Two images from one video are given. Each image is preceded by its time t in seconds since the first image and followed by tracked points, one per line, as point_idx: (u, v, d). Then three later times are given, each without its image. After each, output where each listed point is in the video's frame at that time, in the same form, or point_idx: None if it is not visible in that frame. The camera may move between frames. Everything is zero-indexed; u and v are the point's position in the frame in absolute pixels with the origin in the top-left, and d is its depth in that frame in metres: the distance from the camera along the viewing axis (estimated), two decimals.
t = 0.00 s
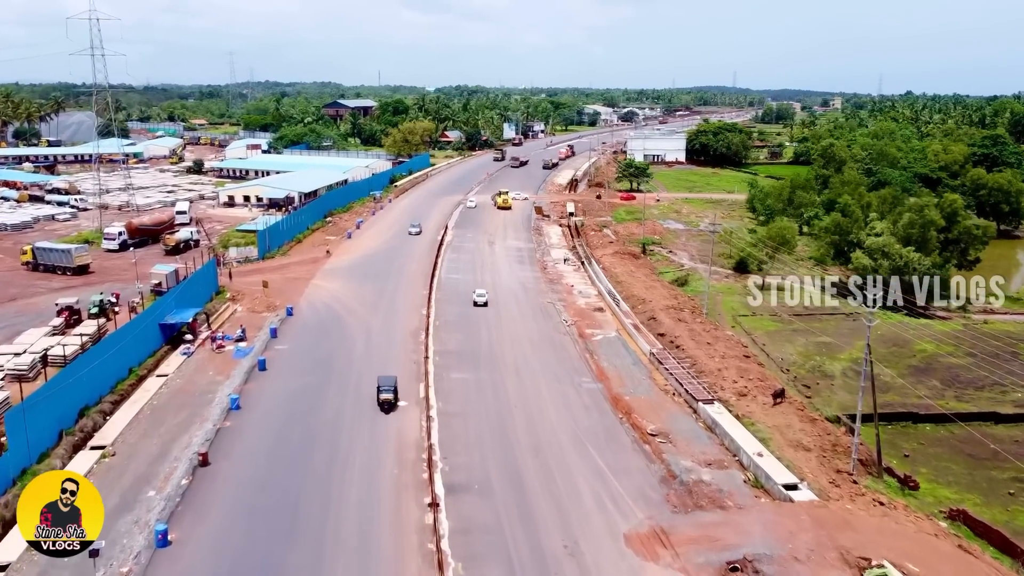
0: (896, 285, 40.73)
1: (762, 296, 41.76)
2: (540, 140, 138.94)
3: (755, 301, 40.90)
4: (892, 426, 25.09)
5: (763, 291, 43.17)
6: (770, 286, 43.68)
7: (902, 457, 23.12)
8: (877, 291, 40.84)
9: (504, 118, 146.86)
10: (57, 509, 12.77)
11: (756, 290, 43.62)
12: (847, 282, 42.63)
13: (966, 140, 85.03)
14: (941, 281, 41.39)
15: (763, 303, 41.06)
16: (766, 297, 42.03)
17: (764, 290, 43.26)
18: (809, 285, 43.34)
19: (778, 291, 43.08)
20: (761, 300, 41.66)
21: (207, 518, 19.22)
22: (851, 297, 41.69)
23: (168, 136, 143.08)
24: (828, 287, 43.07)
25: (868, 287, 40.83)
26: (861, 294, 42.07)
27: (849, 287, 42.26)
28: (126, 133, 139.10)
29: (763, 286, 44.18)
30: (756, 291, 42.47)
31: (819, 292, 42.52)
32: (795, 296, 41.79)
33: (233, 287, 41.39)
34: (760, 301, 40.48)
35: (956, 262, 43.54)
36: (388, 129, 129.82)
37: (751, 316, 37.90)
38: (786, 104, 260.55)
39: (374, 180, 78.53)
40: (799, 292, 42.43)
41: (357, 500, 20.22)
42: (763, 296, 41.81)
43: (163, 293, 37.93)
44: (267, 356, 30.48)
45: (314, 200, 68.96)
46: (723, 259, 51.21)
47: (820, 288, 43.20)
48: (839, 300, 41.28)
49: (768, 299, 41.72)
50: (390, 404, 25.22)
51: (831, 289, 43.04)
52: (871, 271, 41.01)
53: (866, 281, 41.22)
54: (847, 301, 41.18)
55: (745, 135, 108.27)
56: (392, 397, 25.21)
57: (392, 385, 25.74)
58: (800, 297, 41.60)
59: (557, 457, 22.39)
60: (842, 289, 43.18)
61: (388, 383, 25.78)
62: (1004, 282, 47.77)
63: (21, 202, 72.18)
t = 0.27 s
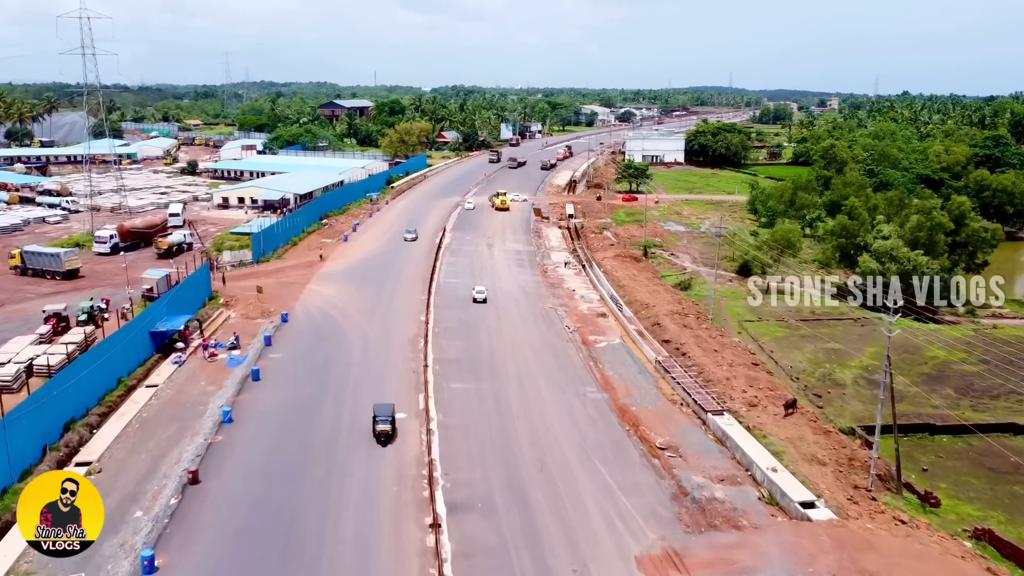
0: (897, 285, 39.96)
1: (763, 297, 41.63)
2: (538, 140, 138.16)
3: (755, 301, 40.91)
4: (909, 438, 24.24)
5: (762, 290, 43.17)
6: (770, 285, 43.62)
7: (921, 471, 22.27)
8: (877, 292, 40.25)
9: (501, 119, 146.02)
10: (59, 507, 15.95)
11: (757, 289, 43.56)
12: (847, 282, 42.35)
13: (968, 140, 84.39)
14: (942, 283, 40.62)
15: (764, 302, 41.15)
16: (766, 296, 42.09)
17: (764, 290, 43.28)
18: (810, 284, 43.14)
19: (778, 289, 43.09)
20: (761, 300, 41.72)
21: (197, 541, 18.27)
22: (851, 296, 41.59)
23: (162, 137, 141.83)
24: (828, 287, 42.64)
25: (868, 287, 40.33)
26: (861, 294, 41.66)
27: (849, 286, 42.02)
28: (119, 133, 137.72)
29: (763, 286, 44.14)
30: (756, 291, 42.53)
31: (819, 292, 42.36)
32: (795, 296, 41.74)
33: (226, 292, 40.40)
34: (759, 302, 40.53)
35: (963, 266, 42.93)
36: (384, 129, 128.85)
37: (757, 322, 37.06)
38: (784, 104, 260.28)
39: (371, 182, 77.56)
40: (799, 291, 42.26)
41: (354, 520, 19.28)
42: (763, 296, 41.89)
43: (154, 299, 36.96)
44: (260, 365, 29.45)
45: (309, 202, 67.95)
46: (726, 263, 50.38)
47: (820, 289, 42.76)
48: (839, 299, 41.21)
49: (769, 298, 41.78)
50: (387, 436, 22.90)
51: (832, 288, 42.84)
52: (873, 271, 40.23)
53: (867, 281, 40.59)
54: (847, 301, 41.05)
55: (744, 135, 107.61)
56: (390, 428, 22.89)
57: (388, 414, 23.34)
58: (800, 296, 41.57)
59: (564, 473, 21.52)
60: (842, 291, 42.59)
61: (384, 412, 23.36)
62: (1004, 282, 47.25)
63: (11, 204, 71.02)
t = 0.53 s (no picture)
0: (897, 284, 39.43)
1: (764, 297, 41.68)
2: (535, 141, 137.28)
3: (755, 301, 41.07)
4: (927, 451, 23.42)
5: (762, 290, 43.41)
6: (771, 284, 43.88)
7: (941, 487, 21.45)
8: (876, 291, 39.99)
9: (498, 119, 145.10)
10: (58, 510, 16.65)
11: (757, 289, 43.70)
12: (848, 282, 42.40)
13: (969, 140, 83.74)
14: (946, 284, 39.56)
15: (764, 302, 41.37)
16: (767, 295, 42.30)
17: (765, 290, 43.42)
18: (811, 283, 43.16)
19: (779, 289, 43.35)
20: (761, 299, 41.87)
21: (186, 567, 17.33)
22: (852, 295, 41.72)
23: (156, 138, 140.53)
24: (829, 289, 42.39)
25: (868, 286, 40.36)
26: (861, 294, 41.54)
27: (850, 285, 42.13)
28: (112, 134, 136.30)
29: (763, 286, 44.14)
30: (757, 291, 42.69)
31: (820, 291, 42.47)
32: (795, 296, 41.90)
33: (219, 298, 39.39)
34: (758, 301, 40.76)
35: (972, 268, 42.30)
36: (381, 130, 127.79)
37: (763, 327, 36.23)
38: (781, 105, 259.89)
39: (367, 183, 76.58)
40: (799, 292, 42.35)
41: (352, 543, 18.31)
42: (763, 296, 42.04)
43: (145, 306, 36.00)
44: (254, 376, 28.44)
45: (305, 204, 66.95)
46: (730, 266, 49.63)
47: (821, 290, 42.58)
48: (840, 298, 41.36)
49: (770, 297, 41.99)
50: (385, 475, 20.75)
51: (832, 287, 42.84)
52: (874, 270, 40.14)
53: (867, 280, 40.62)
54: (848, 301, 41.07)
55: (743, 136, 106.90)
56: (387, 467, 20.70)
57: (386, 448, 21.14)
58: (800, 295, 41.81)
59: (570, 490, 20.64)
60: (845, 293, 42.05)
61: (381, 448, 21.14)
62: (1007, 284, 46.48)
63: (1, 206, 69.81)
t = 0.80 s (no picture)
0: (895, 284, 39.09)
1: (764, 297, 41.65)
2: (533, 141, 136.47)
3: (755, 300, 41.04)
4: (947, 466, 22.59)
5: (762, 288, 43.29)
6: (772, 281, 43.73)
7: (963, 504, 20.62)
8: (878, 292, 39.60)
9: (495, 120, 144.26)
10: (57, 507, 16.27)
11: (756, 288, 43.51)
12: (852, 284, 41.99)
13: (970, 141, 83.15)
14: (947, 283, 38.91)
15: (764, 302, 41.37)
16: (767, 295, 42.25)
17: (765, 289, 43.20)
18: (812, 284, 43.10)
19: (779, 288, 43.22)
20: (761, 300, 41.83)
21: None
22: (852, 295, 41.69)
23: (150, 138, 139.31)
24: (829, 291, 42.21)
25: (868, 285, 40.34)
26: (861, 294, 41.48)
27: (851, 285, 42.22)
28: (105, 134, 135.01)
29: (764, 284, 43.84)
30: (756, 291, 42.58)
31: (820, 291, 42.39)
32: (795, 296, 41.82)
33: (212, 303, 38.37)
34: (758, 300, 40.79)
35: (980, 271, 41.64)
36: (377, 130, 126.78)
37: (769, 333, 35.45)
38: (777, 105, 259.55)
39: (363, 184, 75.64)
40: (798, 292, 42.28)
41: (348, 569, 17.33)
42: (763, 296, 41.98)
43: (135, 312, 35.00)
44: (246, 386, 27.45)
45: (300, 206, 65.99)
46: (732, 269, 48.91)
47: (825, 293, 42.14)
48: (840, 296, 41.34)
49: (770, 297, 41.92)
50: (382, 524, 18.44)
51: (833, 287, 42.74)
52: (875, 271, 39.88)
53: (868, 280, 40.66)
54: (848, 300, 41.01)
55: (742, 136, 106.26)
56: (385, 515, 18.40)
57: (384, 492, 18.84)
58: (800, 295, 41.82)
59: (577, 509, 19.76)
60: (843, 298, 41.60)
61: (378, 492, 18.84)
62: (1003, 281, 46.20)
63: None
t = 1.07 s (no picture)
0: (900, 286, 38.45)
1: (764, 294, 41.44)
2: (530, 142, 135.71)
3: (755, 300, 40.75)
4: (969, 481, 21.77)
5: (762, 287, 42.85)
6: (772, 280, 43.22)
7: (987, 522, 19.82)
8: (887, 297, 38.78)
9: (492, 120, 143.47)
10: (58, 509, 16.17)
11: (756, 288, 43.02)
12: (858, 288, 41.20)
13: (972, 141, 82.57)
14: (948, 283, 38.29)
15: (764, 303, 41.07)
16: (767, 294, 41.89)
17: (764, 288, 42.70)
18: (812, 283, 42.70)
19: (779, 286, 42.72)
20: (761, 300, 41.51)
21: None
22: (853, 294, 41.20)
23: (144, 139, 138.17)
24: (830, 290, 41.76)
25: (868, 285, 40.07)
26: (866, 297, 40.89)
27: (852, 283, 41.80)
28: (98, 135, 133.70)
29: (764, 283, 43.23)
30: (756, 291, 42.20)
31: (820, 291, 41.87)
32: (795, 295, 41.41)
33: (204, 309, 37.39)
34: (757, 300, 40.47)
35: (989, 274, 40.94)
36: (373, 131, 125.82)
37: (776, 339, 34.63)
38: (774, 106, 259.46)
39: (359, 186, 74.63)
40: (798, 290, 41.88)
41: None
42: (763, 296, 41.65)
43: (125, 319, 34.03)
44: (238, 397, 26.45)
45: (295, 208, 64.98)
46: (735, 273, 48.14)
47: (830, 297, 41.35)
48: (840, 295, 40.98)
49: (770, 297, 41.57)
50: None
51: (833, 286, 42.22)
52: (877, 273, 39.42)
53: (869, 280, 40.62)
54: (849, 299, 40.65)
55: (742, 137, 105.65)
56: None
57: (381, 549, 16.64)
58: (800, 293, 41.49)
59: (585, 529, 18.89)
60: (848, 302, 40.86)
61: (374, 550, 16.58)
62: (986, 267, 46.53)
63: None
